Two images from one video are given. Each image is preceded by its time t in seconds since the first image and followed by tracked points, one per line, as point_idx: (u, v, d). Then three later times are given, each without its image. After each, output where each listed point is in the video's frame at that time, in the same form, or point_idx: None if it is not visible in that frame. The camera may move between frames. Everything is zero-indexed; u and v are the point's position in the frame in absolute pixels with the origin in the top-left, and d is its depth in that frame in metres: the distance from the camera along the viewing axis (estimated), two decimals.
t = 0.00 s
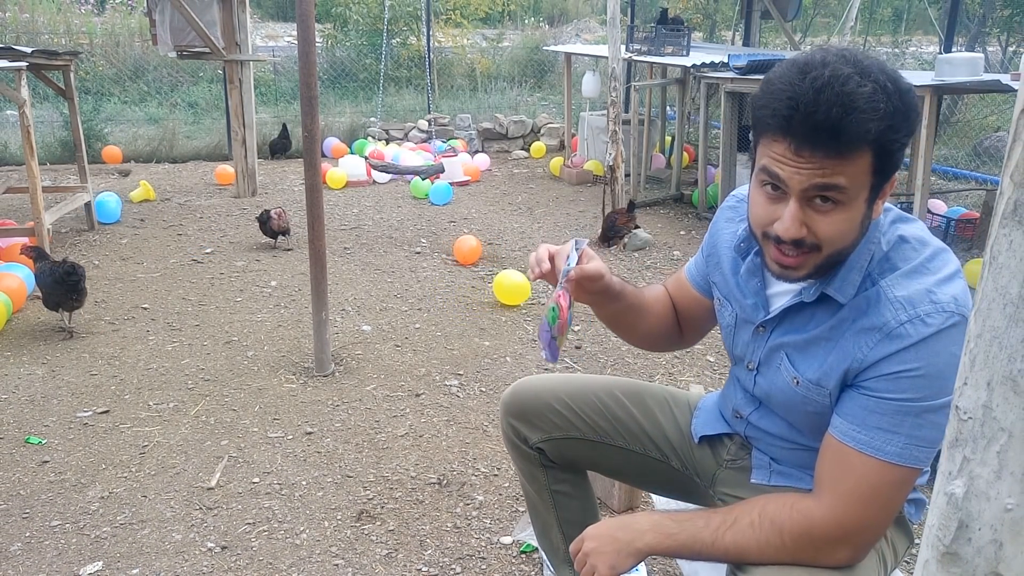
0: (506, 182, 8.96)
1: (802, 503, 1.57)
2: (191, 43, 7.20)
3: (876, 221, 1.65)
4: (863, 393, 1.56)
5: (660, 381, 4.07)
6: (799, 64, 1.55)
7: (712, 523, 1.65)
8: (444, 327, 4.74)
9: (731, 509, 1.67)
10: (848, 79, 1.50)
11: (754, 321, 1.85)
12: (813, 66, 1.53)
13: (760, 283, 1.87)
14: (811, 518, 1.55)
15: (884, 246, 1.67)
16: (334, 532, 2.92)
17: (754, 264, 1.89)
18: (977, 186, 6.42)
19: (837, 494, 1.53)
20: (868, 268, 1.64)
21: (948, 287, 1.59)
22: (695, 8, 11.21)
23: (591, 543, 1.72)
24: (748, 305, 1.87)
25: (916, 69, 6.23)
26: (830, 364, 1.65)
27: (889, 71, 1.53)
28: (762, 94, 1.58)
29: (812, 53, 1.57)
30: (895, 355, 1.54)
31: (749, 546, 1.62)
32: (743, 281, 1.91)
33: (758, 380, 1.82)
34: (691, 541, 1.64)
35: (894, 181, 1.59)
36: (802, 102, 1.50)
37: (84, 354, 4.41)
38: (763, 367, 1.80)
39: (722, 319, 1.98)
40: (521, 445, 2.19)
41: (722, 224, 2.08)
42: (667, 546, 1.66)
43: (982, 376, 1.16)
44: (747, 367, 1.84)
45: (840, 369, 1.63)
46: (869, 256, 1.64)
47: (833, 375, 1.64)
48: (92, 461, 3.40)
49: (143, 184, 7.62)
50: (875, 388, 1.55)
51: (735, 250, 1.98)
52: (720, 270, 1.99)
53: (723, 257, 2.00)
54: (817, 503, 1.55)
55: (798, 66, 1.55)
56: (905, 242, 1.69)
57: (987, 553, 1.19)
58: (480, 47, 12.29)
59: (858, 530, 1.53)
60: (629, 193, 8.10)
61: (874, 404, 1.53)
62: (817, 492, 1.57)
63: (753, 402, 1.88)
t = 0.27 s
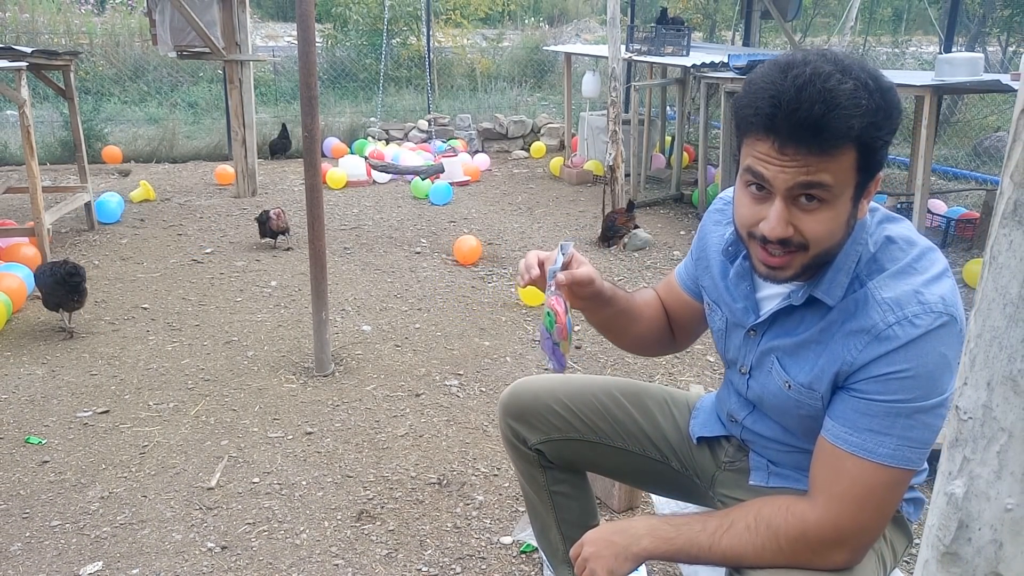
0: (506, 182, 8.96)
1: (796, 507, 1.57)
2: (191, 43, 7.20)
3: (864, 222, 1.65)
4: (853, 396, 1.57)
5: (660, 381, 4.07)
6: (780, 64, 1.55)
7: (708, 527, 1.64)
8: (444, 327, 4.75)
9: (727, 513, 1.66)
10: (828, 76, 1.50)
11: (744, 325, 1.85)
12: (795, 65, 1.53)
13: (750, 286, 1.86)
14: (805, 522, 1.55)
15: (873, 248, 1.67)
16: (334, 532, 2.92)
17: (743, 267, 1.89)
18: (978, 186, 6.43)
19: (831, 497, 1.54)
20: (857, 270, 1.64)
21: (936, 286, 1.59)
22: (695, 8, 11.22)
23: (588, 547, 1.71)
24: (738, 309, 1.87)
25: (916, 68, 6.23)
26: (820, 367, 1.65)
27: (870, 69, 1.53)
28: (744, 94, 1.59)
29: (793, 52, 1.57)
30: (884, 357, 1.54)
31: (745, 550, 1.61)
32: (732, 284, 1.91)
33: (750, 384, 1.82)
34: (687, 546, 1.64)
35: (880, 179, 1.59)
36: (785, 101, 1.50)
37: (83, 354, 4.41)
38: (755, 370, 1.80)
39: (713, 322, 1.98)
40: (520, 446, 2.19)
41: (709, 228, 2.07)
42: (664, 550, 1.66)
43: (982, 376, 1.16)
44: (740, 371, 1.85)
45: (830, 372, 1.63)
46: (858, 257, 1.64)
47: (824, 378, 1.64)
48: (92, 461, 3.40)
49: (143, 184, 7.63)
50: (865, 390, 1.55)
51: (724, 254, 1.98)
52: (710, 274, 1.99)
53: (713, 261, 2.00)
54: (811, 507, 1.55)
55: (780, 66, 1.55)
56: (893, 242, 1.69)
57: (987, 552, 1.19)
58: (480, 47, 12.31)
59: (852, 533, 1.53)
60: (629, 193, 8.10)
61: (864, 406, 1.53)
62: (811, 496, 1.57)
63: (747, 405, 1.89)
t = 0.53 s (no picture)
0: (506, 182, 8.96)
1: (797, 510, 1.57)
2: (191, 43, 7.20)
3: (862, 224, 1.65)
4: (855, 399, 1.57)
5: (660, 382, 4.07)
6: (782, 63, 1.55)
7: (710, 529, 1.64)
8: (444, 327, 4.75)
9: (728, 516, 1.66)
10: (832, 75, 1.50)
11: (744, 327, 1.85)
12: (798, 64, 1.53)
13: (749, 289, 1.86)
14: (807, 525, 1.55)
15: (872, 250, 1.67)
16: (334, 532, 2.92)
17: (742, 270, 1.89)
18: (978, 186, 6.43)
19: (833, 500, 1.54)
20: (857, 272, 1.64)
21: (936, 287, 1.60)
22: (695, 8, 11.22)
23: (590, 549, 1.70)
24: (737, 312, 1.87)
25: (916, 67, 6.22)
26: (821, 369, 1.65)
27: (871, 68, 1.54)
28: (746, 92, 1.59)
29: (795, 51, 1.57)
30: (886, 360, 1.54)
31: (747, 553, 1.61)
32: (730, 287, 1.91)
33: (750, 387, 1.82)
34: (689, 548, 1.64)
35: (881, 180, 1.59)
36: (787, 100, 1.50)
37: (83, 354, 4.41)
38: (755, 374, 1.80)
39: (711, 325, 1.98)
40: (520, 448, 2.19)
41: (705, 231, 2.07)
42: (665, 552, 1.65)
43: (982, 376, 1.16)
44: (740, 374, 1.85)
45: (831, 376, 1.63)
46: (858, 259, 1.64)
47: (824, 381, 1.64)
48: (92, 461, 3.40)
49: (143, 184, 7.63)
50: (866, 393, 1.56)
51: (721, 256, 1.97)
52: (707, 278, 1.98)
53: (710, 264, 1.99)
54: (813, 510, 1.55)
55: (782, 65, 1.55)
56: (892, 244, 1.69)
57: (987, 552, 1.19)
58: (480, 47, 12.31)
59: (854, 536, 1.53)
60: (629, 193, 8.10)
61: (865, 409, 1.54)
62: (813, 499, 1.57)
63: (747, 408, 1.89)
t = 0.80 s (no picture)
0: (506, 182, 8.96)
1: (799, 513, 1.57)
2: (191, 43, 7.20)
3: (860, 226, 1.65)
4: (855, 401, 1.57)
5: (660, 381, 4.07)
6: (778, 67, 1.55)
7: (712, 532, 1.64)
8: (444, 327, 4.75)
9: (730, 519, 1.66)
10: (828, 78, 1.50)
11: (742, 330, 1.85)
12: (795, 66, 1.53)
13: (746, 292, 1.86)
14: (809, 528, 1.55)
15: (870, 251, 1.67)
16: (334, 532, 2.92)
17: (738, 272, 1.89)
18: (978, 186, 6.43)
19: (834, 503, 1.54)
20: (855, 274, 1.64)
21: (934, 288, 1.60)
22: (695, 8, 11.23)
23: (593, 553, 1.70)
24: (735, 314, 1.87)
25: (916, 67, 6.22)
26: (820, 372, 1.65)
27: (869, 71, 1.54)
28: (742, 95, 1.58)
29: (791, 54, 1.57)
30: (885, 362, 1.54)
31: (749, 556, 1.61)
32: (727, 290, 1.91)
33: (749, 390, 1.83)
34: (691, 551, 1.63)
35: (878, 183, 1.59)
36: (784, 104, 1.50)
37: (83, 354, 4.41)
38: (754, 377, 1.80)
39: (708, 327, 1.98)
40: (521, 443, 2.19)
41: (700, 233, 2.07)
42: (668, 556, 1.65)
43: (982, 376, 1.16)
44: (739, 377, 1.85)
45: (830, 379, 1.63)
46: (856, 261, 1.64)
47: (824, 384, 1.64)
48: (92, 461, 3.40)
49: (143, 184, 7.63)
50: (866, 396, 1.56)
51: (718, 258, 1.97)
52: (704, 280, 1.98)
53: (706, 266, 1.99)
54: (815, 513, 1.55)
55: (779, 69, 1.54)
56: (891, 245, 1.69)
57: (987, 552, 1.19)
58: (480, 47, 12.32)
59: (856, 538, 1.53)
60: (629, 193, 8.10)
61: (865, 412, 1.54)
62: (814, 502, 1.57)
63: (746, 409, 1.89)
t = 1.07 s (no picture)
0: (506, 182, 8.96)
1: (797, 515, 1.57)
2: (191, 43, 7.20)
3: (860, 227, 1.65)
4: (853, 403, 1.57)
5: (660, 381, 4.07)
6: (752, 89, 1.50)
7: (710, 533, 1.64)
8: (444, 327, 4.75)
9: (729, 520, 1.66)
10: (802, 103, 1.45)
11: (741, 331, 1.85)
12: (769, 89, 1.48)
13: (745, 293, 1.86)
14: (808, 531, 1.55)
15: (869, 252, 1.67)
16: (334, 532, 2.92)
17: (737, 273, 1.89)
18: (978, 186, 6.43)
19: (832, 506, 1.54)
20: (854, 275, 1.64)
21: (934, 290, 1.59)
22: (695, 8, 11.24)
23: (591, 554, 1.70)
24: (733, 316, 1.87)
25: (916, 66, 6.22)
26: (818, 374, 1.65)
27: (848, 83, 1.47)
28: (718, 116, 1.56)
29: (765, 72, 1.51)
30: (884, 365, 1.54)
31: (747, 558, 1.60)
32: (726, 291, 1.91)
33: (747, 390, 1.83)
34: (689, 553, 1.63)
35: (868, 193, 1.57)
36: (756, 132, 1.47)
37: (83, 354, 4.41)
38: (752, 378, 1.81)
39: (707, 327, 1.98)
40: (522, 439, 2.19)
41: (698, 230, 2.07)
42: (666, 557, 1.65)
43: (982, 376, 1.16)
44: (737, 377, 1.85)
45: (829, 381, 1.64)
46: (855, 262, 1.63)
47: (823, 386, 1.65)
48: (92, 461, 3.40)
49: (143, 184, 7.63)
50: (864, 398, 1.56)
51: (717, 259, 1.97)
52: (702, 280, 1.98)
53: (705, 266, 1.99)
54: (813, 515, 1.55)
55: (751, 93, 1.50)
56: (891, 246, 1.69)
57: (987, 552, 1.19)
58: (480, 47, 12.33)
59: (855, 540, 1.53)
60: (629, 193, 8.10)
61: (862, 414, 1.54)
62: (812, 504, 1.57)
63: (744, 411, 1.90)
